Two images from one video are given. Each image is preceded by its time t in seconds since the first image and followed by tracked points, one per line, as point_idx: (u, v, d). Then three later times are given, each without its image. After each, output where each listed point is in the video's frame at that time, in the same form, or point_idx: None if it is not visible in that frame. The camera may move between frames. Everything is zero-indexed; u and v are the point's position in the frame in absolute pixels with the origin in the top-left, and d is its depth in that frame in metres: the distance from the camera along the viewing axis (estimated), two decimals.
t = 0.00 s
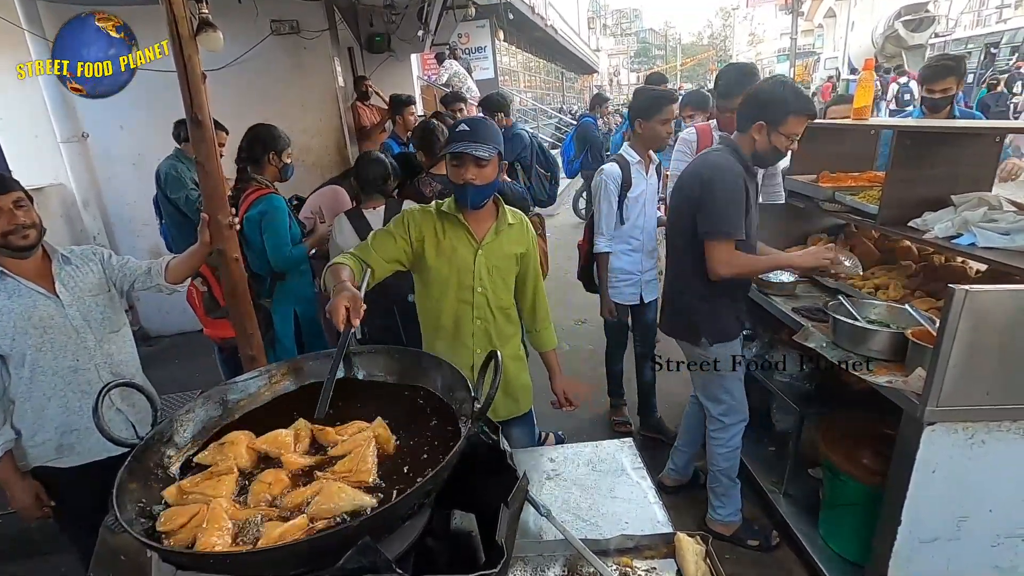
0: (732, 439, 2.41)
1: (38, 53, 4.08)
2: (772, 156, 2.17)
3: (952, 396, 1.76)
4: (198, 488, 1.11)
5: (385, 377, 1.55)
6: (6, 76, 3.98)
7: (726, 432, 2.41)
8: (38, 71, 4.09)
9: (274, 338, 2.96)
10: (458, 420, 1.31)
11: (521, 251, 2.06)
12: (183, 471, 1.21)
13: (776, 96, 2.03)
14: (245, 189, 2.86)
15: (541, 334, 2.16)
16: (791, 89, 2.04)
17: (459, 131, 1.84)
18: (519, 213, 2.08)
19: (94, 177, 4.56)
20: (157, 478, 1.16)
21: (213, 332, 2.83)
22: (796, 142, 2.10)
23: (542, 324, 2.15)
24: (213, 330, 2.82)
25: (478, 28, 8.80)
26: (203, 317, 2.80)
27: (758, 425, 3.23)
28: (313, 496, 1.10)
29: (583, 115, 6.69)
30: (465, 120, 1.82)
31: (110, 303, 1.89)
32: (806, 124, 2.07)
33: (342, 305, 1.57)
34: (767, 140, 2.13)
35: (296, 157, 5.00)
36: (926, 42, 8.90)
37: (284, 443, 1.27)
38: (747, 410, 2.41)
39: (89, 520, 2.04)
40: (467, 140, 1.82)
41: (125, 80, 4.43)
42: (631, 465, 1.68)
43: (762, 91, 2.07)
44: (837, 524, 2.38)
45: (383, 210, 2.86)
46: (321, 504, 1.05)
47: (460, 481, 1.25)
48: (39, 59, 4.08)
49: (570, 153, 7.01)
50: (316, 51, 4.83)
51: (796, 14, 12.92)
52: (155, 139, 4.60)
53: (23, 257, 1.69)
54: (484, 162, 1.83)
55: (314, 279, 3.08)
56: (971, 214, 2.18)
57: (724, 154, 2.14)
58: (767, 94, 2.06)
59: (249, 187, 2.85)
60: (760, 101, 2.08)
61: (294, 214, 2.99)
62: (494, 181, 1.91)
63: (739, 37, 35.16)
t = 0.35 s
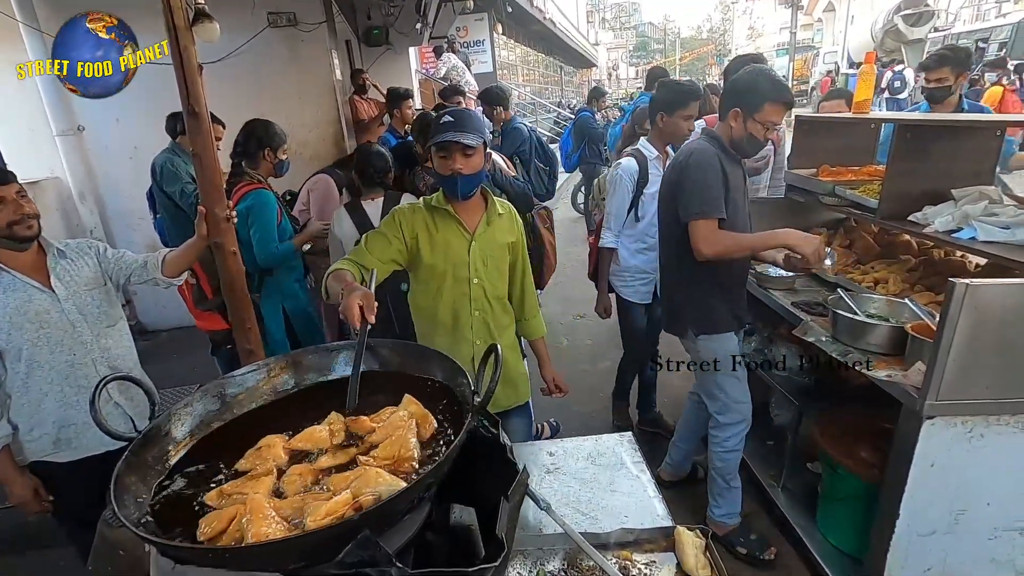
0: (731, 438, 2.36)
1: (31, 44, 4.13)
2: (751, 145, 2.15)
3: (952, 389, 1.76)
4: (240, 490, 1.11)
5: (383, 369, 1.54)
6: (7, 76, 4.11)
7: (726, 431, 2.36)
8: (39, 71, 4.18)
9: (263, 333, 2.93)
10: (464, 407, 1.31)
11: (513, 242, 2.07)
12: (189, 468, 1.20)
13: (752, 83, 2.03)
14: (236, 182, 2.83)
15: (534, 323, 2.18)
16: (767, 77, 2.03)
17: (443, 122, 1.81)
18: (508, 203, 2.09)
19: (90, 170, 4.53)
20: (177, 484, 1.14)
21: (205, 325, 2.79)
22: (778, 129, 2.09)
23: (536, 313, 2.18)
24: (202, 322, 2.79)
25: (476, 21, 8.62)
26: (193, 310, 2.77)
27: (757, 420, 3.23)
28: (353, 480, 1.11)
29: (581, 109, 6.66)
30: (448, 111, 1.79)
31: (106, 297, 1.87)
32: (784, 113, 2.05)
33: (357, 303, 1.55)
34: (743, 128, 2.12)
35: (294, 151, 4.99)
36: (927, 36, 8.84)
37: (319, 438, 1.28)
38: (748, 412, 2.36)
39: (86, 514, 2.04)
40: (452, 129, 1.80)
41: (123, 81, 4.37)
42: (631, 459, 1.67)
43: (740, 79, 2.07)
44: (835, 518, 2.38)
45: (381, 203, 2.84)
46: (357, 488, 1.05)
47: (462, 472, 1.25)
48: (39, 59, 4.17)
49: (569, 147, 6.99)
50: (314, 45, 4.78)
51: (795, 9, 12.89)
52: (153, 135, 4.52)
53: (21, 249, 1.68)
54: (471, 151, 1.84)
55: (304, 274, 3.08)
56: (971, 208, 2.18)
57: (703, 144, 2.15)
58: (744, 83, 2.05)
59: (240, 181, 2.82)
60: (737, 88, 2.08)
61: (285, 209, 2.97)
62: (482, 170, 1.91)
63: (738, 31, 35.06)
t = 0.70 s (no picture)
0: (740, 451, 2.33)
1: (22, 36, 4.05)
2: (766, 146, 2.10)
3: (946, 386, 1.76)
4: (219, 472, 1.10)
5: (379, 364, 1.53)
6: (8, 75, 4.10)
7: (735, 444, 2.33)
8: (38, 71, 4.12)
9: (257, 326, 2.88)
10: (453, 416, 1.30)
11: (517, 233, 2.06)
12: (182, 462, 1.18)
13: (763, 77, 1.98)
14: (237, 176, 2.82)
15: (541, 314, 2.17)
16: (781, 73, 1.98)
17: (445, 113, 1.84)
18: (510, 195, 2.08)
19: (82, 163, 4.48)
20: (168, 477, 1.13)
21: (199, 317, 2.78)
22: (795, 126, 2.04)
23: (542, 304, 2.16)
24: (198, 314, 2.78)
25: (472, 16, 8.66)
26: (189, 301, 2.77)
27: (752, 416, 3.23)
28: (337, 472, 1.09)
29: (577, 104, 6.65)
30: (451, 101, 1.82)
31: (98, 290, 1.85)
32: (800, 110, 2.01)
33: (346, 296, 1.58)
34: (758, 128, 2.07)
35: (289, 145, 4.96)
36: (923, 34, 8.85)
37: (303, 429, 1.26)
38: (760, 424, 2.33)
39: (78, 510, 2.02)
40: (452, 118, 1.81)
41: (121, 79, 4.37)
42: (627, 454, 1.67)
43: (748, 78, 2.03)
44: (829, 514, 2.39)
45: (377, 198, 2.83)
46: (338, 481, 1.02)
47: (459, 468, 1.25)
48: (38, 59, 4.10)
49: (565, 143, 6.98)
50: (309, 38, 4.77)
51: (792, 6, 12.90)
52: (147, 130, 4.50)
53: (10, 242, 1.65)
54: (473, 141, 1.83)
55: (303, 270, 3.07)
56: (967, 205, 2.18)
57: (714, 149, 2.10)
58: (752, 81, 2.02)
59: (240, 174, 2.81)
60: (747, 88, 2.04)
61: (284, 205, 2.97)
62: (485, 162, 1.90)
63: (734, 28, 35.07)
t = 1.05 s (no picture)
0: (734, 450, 2.34)
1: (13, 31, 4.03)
2: (778, 142, 2.08)
3: (942, 381, 1.77)
4: (210, 436, 1.17)
5: (373, 362, 1.53)
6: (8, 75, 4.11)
7: (728, 443, 2.34)
8: (38, 71, 4.01)
9: (263, 322, 2.89)
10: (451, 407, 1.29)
11: (520, 232, 2.03)
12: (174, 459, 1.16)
13: (784, 68, 1.95)
14: (247, 172, 2.82)
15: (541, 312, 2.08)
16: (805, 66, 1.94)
17: (447, 108, 1.83)
18: (515, 192, 2.05)
19: (75, 161, 4.44)
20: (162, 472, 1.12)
21: (203, 314, 2.79)
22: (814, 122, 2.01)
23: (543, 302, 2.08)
24: (202, 310, 2.79)
25: (469, 13, 8.74)
26: (194, 296, 2.78)
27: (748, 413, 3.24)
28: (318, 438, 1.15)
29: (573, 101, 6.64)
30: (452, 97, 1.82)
31: (89, 289, 1.83)
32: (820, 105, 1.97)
33: (344, 275, 1.62)
34: (768, 121, 2.05)
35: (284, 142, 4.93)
36: (917, 31, 8.88)
37: (292, 399, 1.30)
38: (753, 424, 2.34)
39: (71, 510, 2.00)
40: (453, 114, 1.81)
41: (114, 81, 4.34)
42: (623, 451, 1.67)
43: (769, 68, 2.00)
44: (825, 509, 2.40)
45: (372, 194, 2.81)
46: (314, 450, 1.08)
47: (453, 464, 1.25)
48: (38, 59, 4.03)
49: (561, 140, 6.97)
50: (303, 34, 4.71)
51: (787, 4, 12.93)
52: (142, 127, 4.47)
53: None
54: (473, 137, 1.82)
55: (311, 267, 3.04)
56: (962, 201, 2.18)
57: (730, 143, 2.08)
58: (771, 74, 1.99)
59: (251, 171, 2.79)
60: (766, 79, 2.00)
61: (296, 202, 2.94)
62: (486, 158, 1.89)
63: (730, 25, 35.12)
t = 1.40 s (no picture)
0: (720, 449, 2.35)
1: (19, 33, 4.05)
2: (774, 141, 2.01)
3: (943, 387, 1.77)
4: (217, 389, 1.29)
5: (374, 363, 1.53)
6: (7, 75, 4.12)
7: (716, 444, 2.35)
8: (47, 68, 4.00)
9: (266, 321, 2.86)
10: (453, 409, 1.28)
11: (517, 231, 1.96)
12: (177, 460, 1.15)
13: (773, 66, 1.93)
14: (253, 171, 2.82)
15: (523, 304, 1.90)
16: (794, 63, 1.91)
17: (449, 113, 1.85)
18: (517, 192, 1.98)
19: (76, 161, 4.45)
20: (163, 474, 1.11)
21: (205, 311, 2.79)
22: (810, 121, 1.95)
23: (527, 296, 1.90)
24: (205, 307, 2.79)
25: (471, 15, 8.62)
26: (197, 294, 2.78)
27: (749, 416, 3.23)
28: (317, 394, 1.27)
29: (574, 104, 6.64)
30: (455, 101, 1.84)
31: (91, 287, 1.84)
32: (812, 101, 1.92)
33: (358, 268, 1.65)
34: (761, 121, 2.01)
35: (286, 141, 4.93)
36: (921, 37, 8.91)
37: (299, 369, 1.40)
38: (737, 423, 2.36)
39: (71, 508, 2.00)
40: (456, 120, 1.82)
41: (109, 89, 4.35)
42: (624, 455, 1.67)
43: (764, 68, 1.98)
44: (825, 514, 2.40)
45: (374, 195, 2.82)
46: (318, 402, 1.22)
47: (456, 466, 1.25)
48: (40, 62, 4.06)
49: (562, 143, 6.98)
50: (306, 34, 4.74)
51: (790, 9, 12.96)
52: (146, 127, 4.50)
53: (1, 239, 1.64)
54: (473, 144, 1.82)
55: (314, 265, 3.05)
56: (965, 207, 2.18)
57: (729, 148, 2.06)
58: (765, 74, 1.96)
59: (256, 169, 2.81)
60: (762, 79, 1.97)
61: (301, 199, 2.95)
62: (487, 163, 1.89)
63: (733, 30, 35.18)
